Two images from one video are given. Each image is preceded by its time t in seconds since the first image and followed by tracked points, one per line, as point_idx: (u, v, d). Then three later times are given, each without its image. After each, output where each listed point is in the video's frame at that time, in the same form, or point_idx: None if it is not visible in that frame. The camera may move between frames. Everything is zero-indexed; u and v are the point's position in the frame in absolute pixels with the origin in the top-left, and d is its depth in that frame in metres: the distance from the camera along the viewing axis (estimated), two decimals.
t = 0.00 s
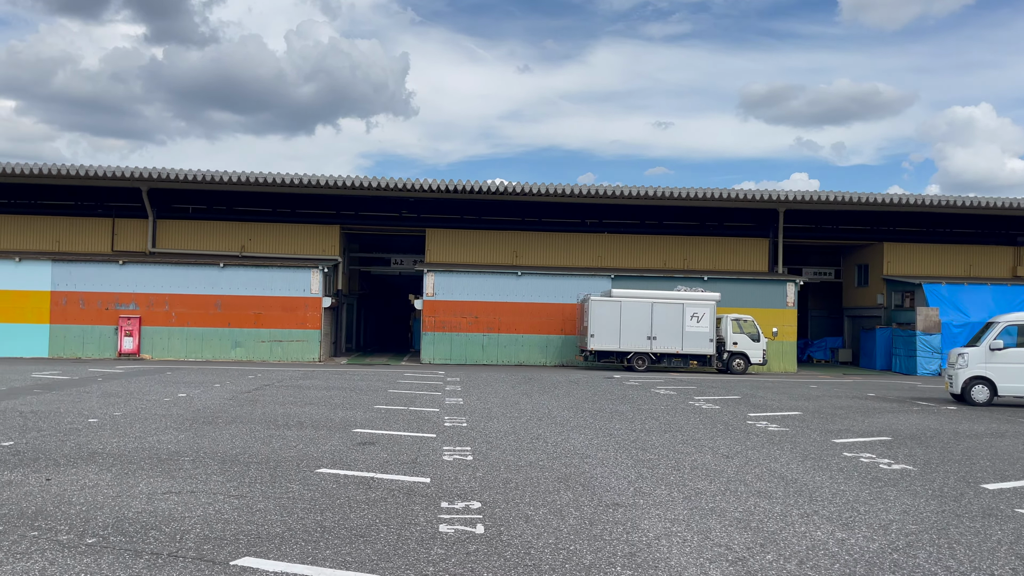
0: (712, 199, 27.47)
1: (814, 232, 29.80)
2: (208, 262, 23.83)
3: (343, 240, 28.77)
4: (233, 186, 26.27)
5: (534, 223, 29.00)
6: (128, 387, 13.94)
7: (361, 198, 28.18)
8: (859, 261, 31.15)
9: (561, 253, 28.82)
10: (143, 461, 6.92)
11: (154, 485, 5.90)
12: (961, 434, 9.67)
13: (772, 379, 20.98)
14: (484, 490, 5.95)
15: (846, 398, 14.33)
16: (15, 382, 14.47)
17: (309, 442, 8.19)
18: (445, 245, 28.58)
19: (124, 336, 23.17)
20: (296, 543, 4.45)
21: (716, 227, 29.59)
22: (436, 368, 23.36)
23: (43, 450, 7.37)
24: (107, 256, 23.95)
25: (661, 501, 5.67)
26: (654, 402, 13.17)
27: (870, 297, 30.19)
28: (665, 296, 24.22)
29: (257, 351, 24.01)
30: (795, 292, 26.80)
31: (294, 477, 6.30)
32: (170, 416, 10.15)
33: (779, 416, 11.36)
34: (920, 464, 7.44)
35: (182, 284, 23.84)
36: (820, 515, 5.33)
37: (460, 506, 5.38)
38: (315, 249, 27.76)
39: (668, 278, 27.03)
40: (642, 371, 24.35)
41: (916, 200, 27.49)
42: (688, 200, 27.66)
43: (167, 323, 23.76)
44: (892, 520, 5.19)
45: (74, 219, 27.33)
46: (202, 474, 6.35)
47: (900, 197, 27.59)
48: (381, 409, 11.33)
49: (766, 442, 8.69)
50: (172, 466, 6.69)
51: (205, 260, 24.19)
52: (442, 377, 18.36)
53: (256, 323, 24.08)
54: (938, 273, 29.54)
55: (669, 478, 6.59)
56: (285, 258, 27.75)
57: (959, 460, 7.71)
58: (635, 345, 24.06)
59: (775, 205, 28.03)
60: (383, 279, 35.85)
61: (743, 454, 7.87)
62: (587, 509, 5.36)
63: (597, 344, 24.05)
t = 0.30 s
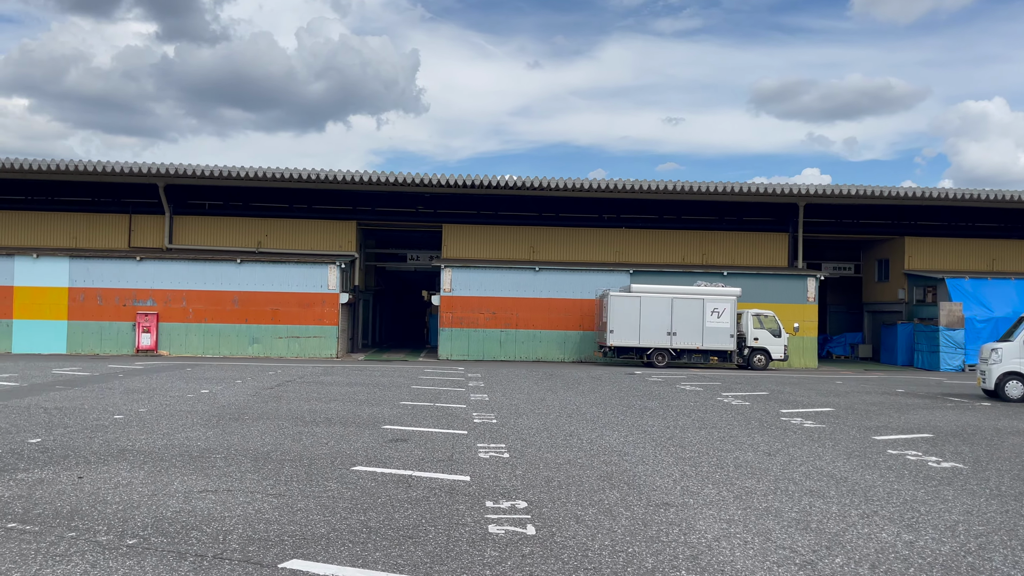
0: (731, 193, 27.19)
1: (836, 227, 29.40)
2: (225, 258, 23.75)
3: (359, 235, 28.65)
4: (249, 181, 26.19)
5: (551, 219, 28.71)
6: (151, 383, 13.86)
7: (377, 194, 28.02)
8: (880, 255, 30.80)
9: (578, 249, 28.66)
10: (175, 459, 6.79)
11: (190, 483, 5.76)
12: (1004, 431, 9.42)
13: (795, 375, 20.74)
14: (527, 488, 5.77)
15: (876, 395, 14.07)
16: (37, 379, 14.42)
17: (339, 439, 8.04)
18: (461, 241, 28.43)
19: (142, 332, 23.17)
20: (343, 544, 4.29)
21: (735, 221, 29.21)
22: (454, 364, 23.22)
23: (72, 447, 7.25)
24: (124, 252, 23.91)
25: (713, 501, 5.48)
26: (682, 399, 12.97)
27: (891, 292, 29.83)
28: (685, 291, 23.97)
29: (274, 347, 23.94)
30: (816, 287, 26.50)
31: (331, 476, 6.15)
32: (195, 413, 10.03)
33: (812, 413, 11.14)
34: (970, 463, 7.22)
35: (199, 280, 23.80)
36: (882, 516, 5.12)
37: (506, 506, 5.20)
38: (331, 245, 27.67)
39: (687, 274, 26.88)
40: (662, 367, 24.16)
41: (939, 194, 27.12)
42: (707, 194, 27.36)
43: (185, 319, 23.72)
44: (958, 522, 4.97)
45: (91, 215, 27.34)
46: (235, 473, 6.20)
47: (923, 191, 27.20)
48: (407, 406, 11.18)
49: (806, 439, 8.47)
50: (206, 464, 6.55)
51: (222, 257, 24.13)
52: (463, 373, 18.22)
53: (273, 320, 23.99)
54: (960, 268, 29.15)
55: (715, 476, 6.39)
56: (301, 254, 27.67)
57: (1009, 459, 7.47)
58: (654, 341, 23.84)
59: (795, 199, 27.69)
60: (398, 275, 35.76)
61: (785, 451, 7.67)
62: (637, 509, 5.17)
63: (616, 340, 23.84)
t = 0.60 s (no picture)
0: (741, 190, 26.97)
1: (846, 224, 29.18)
2: (233, 260, 23.62)
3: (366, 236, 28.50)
4: (256, 182, 26.04)
5: (559, 218, 28.58)
6: (162, 386, 13.71)
7: (384, 193, 27.85)
8: (890, 253, 30.59)
9: (587, 248, 28.49)
10: (195, 465, 6.62)
11: (214, 492, 5.59)
12: None
13: (810, 374, 20.55)
14: (561, 495, 5.60)
15: (897, 394, 13.88)
16: (47, 382, 14.27)
17: (360, 443, 7.87)
18: (470, 241, 28.26)
19: (150, 334, 23.04)
20: (379, 557, 4.12)
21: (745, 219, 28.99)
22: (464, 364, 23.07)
23: (89, 454, 7.10)
24: (131, 254, 23.78)
25: (755, 508, 5.30)
26: (700, 399, 12.78)
27: (902, 289, 29.63)
28: (696, 289, 23.79)
29: (283, 348, 23.80)
30: (828, 285, 26.30)
31: (357, 482, 5.99)
32: (211, 416, 9.88)
33: (835, 413, 10.95)
34: (1009, 465, 7.05)
35: (206, 282, 23.66)
36: (932, 523, 4.95)
37: (543, 514, 5.03)
38: (339, 245, 27.52)
39: (698, 272, 26.72)
40: (674, 366, 24.00)
41: (951, 190, 26.88)
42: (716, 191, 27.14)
43: (193, 321, 23.59)
44: (1013, 530, 4.80)
45: (97, 217, 27.23)
46: (259, 480, 6.04)
47: (935, 187, 26.96)
48: (423, 408, 11.02)
49: (836, 441, 8.28)
50: (227, 471, 6.38)
51: (230, 258, 24.00)
52: (475, 374, 18.06)
53: (282, 321, 23.85)
54: (973, 264, 28.93)
55: (752, 481, 6.22)
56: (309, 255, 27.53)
57: None
58: (666, 340, 23.66)
59: (806, 196, 27.47)
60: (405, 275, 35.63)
61: (817, 453, 7.48)
62: (678, 517, 4.99)
63: (627, 340, 23.66)
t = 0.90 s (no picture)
0: (746, 189, 26.79)
1: (852, 222, 29.03)
2: (235, 262, 23.39)
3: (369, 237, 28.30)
4: (258, 184, 25.82)
5: (563, 217, 28.37)
6: (168, 391, 13.49)
7: (387, 194, 27.64)
8: (896, 250, 30.42)
9: (592, 248, 28.29)
10: (210, 473, 6.42)
11: (234, 502, 5.38)
12: None
13: (820, 373, 20.35)
14: (594, 502, 5.39)
15: (914, 393, 13.69)
16: (50, 387, 14.06)
17: (376, 449, 7.66)
18: (473, 241, 28.05)
19: (151, 338, 22.82)
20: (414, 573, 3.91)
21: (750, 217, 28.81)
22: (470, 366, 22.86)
23: (100, 462, 6.89)
24: (132, 257, 23.56)
25: (797, 514, 5.09)
26: (716, 400, 12.58)
27: (908, 287, 29.46)
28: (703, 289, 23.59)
29: (286, 351, 23.58)
30: (835, 283, 26.13)
31: (379, 491, 5.78)
32: (221, 422, 9.67)
33: (856, 413, 10.76)
34: None
35: (208, 285, 23.43)
36: (985, 530, 4.75)
37: (578, 523, 4.82)
38: (341, 247, 27.30)
39: (704, 271, 26.53)
40: (681, 367, 23.79)
41: (958, 187, 26.71)
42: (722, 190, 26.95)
43: (195, 324, 23.36)
44: None
45: (98, 221, 26.99)
46: (279, 489, 5.83)
47: (942, 184, 26.77)
48: (436, 411, 10.82)
49: (863, 443, 8.08)
50: (243, 479, 6.18)
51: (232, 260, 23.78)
52: (483, 376, 17.84)
53: (285, 323, 23.63)
54: (980, 262, 28.77)
55: (788, 485, 6.01)
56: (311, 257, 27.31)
57: None
58: (673, 340, 23.46)
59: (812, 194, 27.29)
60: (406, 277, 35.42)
61: (848, 456, 7.27)
62: (720, 526, 4.78)
63: (634, 340, 23.45)
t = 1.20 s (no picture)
0: (751, 190, 26.68)
1: (856, 222, 28.91)
2: (237, 266, 23.19)
3: (371, 240, 28.12)
4: (259, 187, 25.63)
5: (567, 219, 28.21)
6: (175, 398, 13.29)
7: (390, 197, 27.47)
8: (900, 250, 30.30)
9: (595, 250, 28.13)
10: (231, 485, 6.25)
11: (260, 517, 5.21)
12: None
13: (829, 375, 20.21)
14: (633, 514, 5.22)
15: (930, 395, 13.54)
16: (56, 395, 13.84)
17: (397, 457, 7.49)
18: (476, 243, 27.87)
19: (154, 343, 22.62)
20: None
21: (754, 218, 28.70)
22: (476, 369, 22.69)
23: (117, 474, 6.71)
24: (134, 262, 23.36)
25: (846, 527, 4.93)
26: (732, 404, 12.42)
27: (913, 288, 29.35)
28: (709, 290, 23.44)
29: (289, 356, 23.40)
30: (840, 284, 26.01)
31: (408, 503, 5.61)
32: (234, 430, 9.49)
33: (877, 416, 10.61)
34: None
35: (210, 289, 23.23)
36: None
37: (622, 538, 4.65)
38: (344, 250, 27.12)
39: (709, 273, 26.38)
40: (687, 369, 23.62)
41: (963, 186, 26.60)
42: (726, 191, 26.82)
43: (197, 329, 23.16)
44: None
45: (98, 226, 26.77)
46: (304, 502, 5.65)
47: (947, 184, 26.68)
48: (451, 417, 10.65)
49: (893, 448, 7.92)
50: (266, 491, 6.00)
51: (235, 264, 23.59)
52: (491, 380, 17.67)
53: (288, 328, 23.44)
54: (985, 262, 28.66)
55: (829, 494, 5.84)
56: (314, 260, 27.13)
57: None
58: (679, 342, 23.31)
59: (816, 194, 27.16)
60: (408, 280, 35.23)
61: (881, 462, 7.10)
62: (769, 539, 4.62)
63: (640, 343, 23.28)
